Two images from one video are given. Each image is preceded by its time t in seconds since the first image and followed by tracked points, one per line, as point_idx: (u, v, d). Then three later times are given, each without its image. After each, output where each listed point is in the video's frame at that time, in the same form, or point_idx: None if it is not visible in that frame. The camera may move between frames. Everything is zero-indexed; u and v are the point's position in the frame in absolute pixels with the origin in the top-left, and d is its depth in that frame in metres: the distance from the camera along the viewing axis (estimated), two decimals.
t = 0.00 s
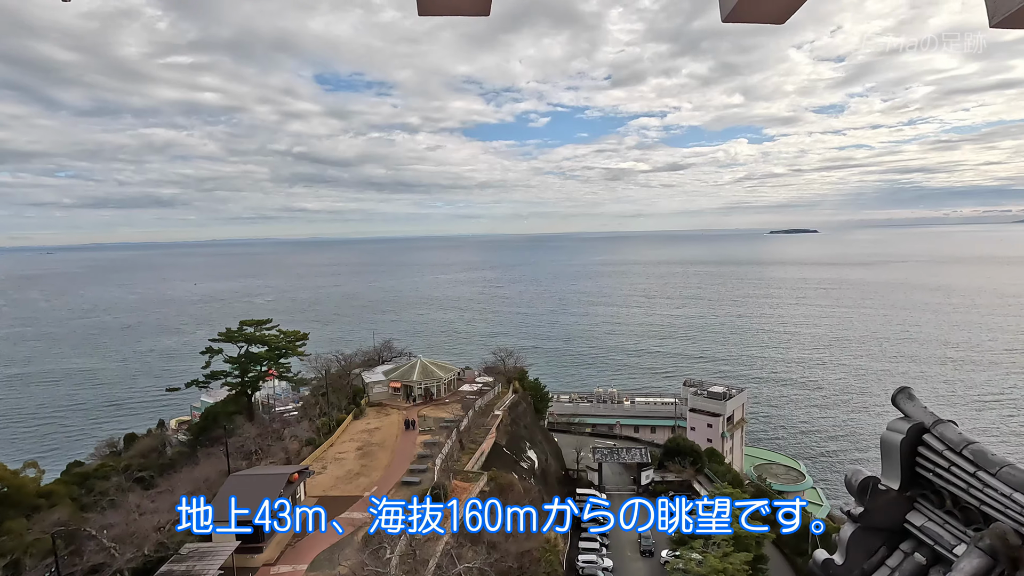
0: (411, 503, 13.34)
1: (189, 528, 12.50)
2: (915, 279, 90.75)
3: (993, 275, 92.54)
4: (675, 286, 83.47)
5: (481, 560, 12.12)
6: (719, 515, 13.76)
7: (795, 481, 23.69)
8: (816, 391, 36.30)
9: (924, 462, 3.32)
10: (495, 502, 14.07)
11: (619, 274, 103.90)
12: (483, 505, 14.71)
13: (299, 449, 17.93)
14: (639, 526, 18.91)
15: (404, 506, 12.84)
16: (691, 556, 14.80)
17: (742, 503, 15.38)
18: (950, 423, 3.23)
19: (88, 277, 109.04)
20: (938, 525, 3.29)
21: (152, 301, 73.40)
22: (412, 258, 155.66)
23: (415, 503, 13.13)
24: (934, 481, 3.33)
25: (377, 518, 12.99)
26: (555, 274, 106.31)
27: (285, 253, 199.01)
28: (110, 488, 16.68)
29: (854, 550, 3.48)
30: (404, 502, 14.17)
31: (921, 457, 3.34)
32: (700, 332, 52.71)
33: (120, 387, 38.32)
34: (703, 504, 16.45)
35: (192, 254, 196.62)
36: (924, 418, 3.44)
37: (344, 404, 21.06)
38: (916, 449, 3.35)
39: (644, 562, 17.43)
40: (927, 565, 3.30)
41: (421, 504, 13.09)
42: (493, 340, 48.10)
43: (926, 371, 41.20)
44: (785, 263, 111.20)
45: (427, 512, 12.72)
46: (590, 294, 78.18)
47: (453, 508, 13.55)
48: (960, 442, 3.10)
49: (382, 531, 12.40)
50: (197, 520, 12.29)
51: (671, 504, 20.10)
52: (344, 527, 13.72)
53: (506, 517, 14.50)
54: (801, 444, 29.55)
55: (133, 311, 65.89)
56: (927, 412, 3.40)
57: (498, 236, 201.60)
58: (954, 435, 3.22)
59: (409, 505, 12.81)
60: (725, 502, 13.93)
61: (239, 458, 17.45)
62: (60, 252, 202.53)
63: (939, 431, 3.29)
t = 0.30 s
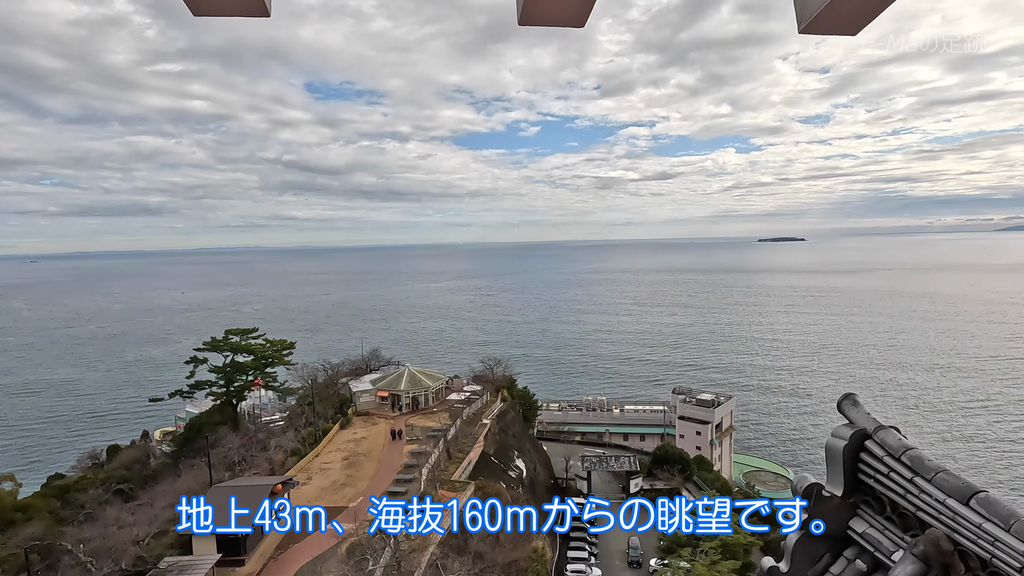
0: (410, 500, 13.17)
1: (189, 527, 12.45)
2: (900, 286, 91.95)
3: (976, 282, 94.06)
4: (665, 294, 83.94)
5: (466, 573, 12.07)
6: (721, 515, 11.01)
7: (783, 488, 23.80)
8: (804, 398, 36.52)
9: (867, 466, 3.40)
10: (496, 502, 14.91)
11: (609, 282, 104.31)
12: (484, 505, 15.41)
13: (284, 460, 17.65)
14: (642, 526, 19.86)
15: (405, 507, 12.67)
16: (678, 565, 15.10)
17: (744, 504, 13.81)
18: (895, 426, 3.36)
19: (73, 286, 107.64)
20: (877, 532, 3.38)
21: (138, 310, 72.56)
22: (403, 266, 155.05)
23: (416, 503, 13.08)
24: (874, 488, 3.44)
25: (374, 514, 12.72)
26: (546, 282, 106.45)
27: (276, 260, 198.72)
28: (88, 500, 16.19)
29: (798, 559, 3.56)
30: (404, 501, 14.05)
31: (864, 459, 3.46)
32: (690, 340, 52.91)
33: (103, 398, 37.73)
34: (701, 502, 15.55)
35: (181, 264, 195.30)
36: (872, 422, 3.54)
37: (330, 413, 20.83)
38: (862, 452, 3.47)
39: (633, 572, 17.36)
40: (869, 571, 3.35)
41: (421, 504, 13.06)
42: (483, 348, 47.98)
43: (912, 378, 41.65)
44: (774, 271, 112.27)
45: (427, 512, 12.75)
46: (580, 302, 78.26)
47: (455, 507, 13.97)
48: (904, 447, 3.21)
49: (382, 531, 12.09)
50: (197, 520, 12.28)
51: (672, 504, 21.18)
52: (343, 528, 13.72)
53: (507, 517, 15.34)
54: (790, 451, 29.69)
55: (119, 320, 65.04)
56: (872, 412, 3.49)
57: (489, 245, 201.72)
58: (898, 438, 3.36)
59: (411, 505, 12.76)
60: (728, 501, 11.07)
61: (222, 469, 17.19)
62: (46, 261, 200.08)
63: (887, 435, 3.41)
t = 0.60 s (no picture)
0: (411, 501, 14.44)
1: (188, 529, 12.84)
2: (882, 293, 93.33)
3: (956, 289, 95.80)
4: (652, 301, 84.41)
5: None
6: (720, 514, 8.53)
7: (768, 493, 24.03)
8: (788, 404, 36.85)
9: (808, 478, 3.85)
10: (495, 503, 16.03)
11: (596, 289, 104.59)
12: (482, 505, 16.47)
13: (265, 470, 17.30)
14: (641, 525, 20.14)
15: (404, 507, 14.01)
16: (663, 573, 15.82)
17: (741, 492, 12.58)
18: (832, 438, 3.85)
19: (50, 294, 105.31)
20: (818, 543, 3.77)
21: (118, 318, 71.24)
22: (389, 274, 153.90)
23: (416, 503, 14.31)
24: (816, 499, 3.84)
25: (377, 517, 14.06)
26: (533, 289, 106.39)
27: (262, 268, 199.00)
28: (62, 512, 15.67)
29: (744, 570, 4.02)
30: (403, 501, 14.80)
31: (808, 469, 3.91)
32: (675, 346, 53.22)
33: (80, 408, 36.90)
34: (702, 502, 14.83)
35: (163, 271, 192.65)
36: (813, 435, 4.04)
37: (313, 422, 20.57)
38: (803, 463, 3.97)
39: None
40: None
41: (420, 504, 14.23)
42: (470, 356, 47.78)
43: (893, 384, 42.25)
44: (759, 278, 113.27)
45: (426, 512, 13.93)
46: (567, 309, 78.34)
47: (454, 506, 14.96)
48: (839, 458, 3.70)
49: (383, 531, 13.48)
50: (197, 520, 12.67)
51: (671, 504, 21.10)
52: (343, 527, 13.65)
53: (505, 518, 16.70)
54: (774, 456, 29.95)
55: (98, 329, 63.76)
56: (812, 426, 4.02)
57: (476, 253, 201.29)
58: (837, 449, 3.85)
59: (410, 505, 14.00)
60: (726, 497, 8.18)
61: (200, 481, 16.88)
62: (27, 267, 199.85)
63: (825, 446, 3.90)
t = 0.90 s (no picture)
0: (411, 502, 14.90)
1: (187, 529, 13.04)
2: (874, 299, 93.83)
3: (947, 296, 96.46)
4: (645, 307, 84.56)
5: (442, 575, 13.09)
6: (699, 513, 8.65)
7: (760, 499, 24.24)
8: (780, 411, 36.94)
9: (765, 485, 4.59)
10: (494, 502, 17.45)
11: (590, 296, 104.76)
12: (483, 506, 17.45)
13: (254, 479, 17.11)
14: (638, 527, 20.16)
15: (404, 506, 14.42)
16: None
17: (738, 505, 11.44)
18: (783, 448, 4.59)
19: (38, 300, 104.12)
20: (771, 551, 4.65)
21: (108, 325, 70.51)
22: (382, 280, 152.88)
23: (416, 503, 14.77)
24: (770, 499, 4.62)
25: (376, 516, 14.44)
26: (527, 296, 106.22)
27: (256, 274, 198.73)
28: (44, 522, 15.42)
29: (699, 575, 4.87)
30: (404, 501, 15.09)
31: (765, 474, 4.65)
32: (669, 353, 53.30)
33: (69, 416, 36.51)
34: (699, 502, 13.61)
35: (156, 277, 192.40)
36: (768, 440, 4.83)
37: (304, 430, 20.43)
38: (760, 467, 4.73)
39: None
40: None
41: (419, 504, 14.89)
42: (463, 363, 47.66)
43: (885, 391, 42.40)
44: (753, 284, 113.68)
45: (426, 512, 14.45)
46: (561, 316, 78.32)
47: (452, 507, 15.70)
48: (791, 466, 4.42)
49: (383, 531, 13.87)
50: (197, 520, 12.93)
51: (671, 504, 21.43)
52: (343, 528, 14.06)
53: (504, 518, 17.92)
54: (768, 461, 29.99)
55: (88, 336, 63.16)
56: (767, 435, 4.79)
57: (470, 260, 201.16)
58: (788, 455, 4.62)
59: (410, 506, 14.52)
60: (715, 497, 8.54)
61: (187, 489, 16.74)
62: (18, 272, 198.92)
63: (778, 453, 4.67)
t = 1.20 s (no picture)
0: (411, 502, 15.52)
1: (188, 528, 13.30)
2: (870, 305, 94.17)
3: (942, 302, 96.87)
4: (642, 314, 84.66)
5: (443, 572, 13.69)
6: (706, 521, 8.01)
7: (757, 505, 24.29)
8: (776, 417, 36.93)
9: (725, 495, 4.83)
10: (494, 502, 18.45)
11: (587, 302, 104.88)
12: (484, 506, 18.05)
13: (246, 488, 16.97)
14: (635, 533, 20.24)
15: (404, 506, 14.81)
16: None
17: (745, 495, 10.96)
18: (738, 463, 4.85)
19: (33, 308, 103.64)
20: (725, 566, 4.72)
21: (104, 333, 70.33)
22: (379, 287, 152.80)
23: (415, 503, 15.42)
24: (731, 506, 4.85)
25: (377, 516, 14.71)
26: (525, 302, 106.08)
27: (254, 281, 198.78)
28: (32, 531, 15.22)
29: None
30: (404, 501, 15.59)
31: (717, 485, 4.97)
32: (665, 359, 53.31)
33: (62, 425, 36.24)
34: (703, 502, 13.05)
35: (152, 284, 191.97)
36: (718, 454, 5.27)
37: (297, 438, 20.31)
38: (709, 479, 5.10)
39: None
40: None
41: (420, 503, 15.70)
42: (459, 370, 47.58)
43: (883, 397, 42.37)
44: (749, 291, 113.99)
45: (426, 512, 15.09)
46: (558, 322, 78.33)
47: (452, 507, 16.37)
48: (744, 482, 4.70)
49: (383, 530, 14.17)
50: (197, 520, 13.19)
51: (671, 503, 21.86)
52: (343, 527, 14.33)
53: (504, 518, 18.79)
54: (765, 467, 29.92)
55: (83, 344, 62.87)
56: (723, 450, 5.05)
57: (467, 266, 201.27)
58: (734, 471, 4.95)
59: (410, 506, 15.23)
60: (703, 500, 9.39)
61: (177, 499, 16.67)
62: (15, 279, 198.69)
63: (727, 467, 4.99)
